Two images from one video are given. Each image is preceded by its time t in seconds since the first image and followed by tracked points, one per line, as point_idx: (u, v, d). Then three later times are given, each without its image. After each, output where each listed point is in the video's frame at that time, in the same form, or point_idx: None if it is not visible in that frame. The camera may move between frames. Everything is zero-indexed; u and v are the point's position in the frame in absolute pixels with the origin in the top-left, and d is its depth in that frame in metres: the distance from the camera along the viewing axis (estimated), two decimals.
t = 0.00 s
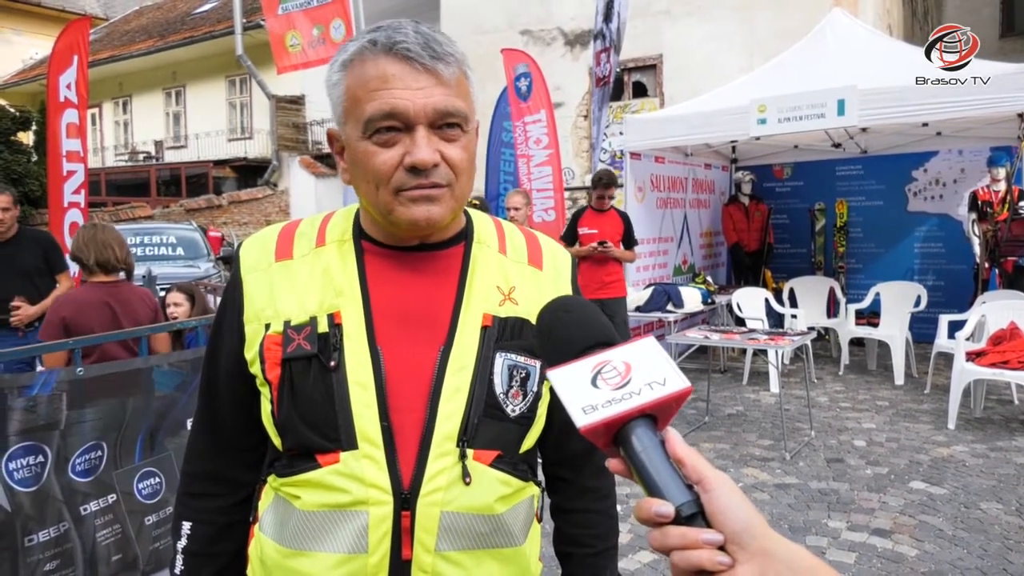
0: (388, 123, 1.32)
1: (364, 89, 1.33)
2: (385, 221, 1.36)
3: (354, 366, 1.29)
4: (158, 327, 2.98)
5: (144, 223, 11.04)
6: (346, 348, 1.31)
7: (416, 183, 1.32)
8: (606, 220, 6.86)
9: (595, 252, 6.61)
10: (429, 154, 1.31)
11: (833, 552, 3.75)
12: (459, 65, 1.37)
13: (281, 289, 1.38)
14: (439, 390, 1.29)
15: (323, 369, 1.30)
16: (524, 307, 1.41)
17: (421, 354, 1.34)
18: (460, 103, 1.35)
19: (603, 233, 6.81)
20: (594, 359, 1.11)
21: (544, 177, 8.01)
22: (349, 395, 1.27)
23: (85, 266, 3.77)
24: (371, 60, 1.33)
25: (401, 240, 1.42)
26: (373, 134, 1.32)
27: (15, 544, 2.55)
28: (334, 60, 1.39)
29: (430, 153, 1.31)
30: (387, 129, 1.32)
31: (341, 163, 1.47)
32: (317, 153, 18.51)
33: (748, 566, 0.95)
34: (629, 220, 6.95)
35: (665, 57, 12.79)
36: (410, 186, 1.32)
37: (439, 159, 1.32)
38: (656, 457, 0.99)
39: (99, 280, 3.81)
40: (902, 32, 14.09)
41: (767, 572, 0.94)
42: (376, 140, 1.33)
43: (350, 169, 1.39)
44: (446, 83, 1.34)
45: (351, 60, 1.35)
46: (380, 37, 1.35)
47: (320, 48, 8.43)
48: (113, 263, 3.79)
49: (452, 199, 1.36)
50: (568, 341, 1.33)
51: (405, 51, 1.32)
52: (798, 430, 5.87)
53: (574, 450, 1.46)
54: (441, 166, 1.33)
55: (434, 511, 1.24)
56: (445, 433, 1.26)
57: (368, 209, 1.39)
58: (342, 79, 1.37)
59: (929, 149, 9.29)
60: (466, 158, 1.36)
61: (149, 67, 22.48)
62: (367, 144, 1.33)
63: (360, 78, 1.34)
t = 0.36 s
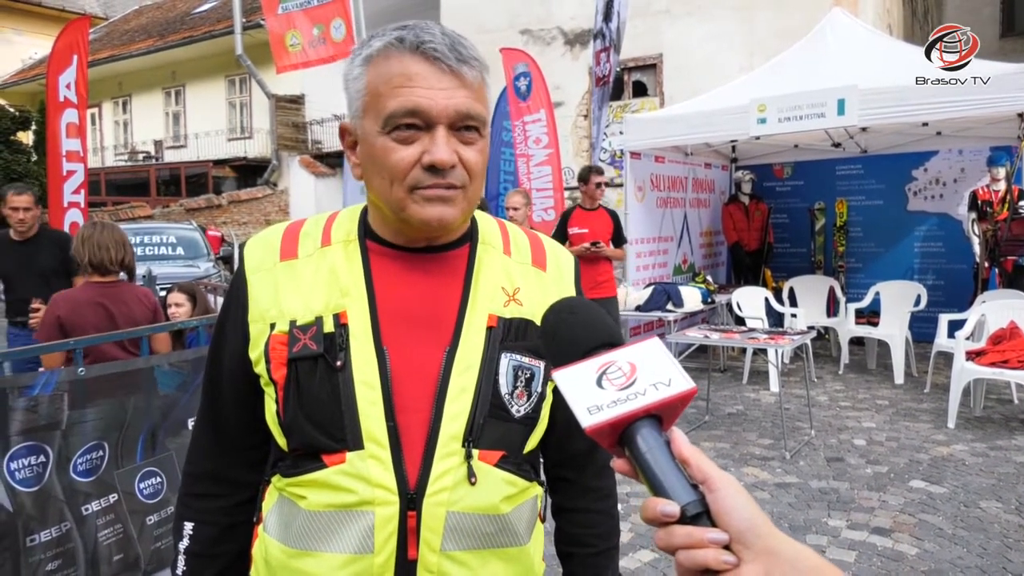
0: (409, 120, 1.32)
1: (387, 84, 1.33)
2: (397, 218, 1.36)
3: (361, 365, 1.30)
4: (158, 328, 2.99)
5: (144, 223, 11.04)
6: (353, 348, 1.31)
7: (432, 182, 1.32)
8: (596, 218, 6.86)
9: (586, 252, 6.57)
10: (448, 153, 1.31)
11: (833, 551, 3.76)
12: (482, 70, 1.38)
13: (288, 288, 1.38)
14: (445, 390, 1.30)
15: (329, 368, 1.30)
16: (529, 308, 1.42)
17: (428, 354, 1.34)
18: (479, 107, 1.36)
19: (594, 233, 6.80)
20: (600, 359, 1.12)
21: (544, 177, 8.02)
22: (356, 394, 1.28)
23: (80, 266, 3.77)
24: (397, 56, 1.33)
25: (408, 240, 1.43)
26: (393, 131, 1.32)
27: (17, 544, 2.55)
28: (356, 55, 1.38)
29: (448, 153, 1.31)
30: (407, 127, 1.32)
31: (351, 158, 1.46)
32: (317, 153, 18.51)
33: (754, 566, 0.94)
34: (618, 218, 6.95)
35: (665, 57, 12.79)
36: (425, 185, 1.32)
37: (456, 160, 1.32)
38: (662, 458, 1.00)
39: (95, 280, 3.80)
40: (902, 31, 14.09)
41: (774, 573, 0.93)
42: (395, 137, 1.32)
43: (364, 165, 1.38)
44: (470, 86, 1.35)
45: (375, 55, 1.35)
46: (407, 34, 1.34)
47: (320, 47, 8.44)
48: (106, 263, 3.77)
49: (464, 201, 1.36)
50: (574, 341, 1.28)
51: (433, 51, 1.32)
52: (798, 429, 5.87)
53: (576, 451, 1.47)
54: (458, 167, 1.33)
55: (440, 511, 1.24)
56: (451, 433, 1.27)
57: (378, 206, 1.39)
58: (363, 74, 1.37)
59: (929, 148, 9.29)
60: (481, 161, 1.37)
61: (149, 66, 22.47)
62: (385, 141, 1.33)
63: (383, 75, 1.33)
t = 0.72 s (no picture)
0: (419, 115, 1.31)
1: (399, 80, 1.33)
2: (402, 213, 1.36)
3: (363, 362, 1.30)
4: (156, 325, 3.00)
5: (142, 221, 11.02)
6: (354, 345, 1.31)
7: (438, 178, 1.32)
8: (589, 216, 6.86)
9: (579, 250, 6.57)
10: (456, 150, 1.31)
11: (831, 548, 3.77)
12: (492, 71, 1.38)
13: (289, 285, 1.38)
14: (446, 387, 1.30)
15: (330, 365, 1.30)
16: (530, 306, 1.42)
17: (429, 351, 1.34)
18: (488, 106, 1.36)
19: (588, 231, 6.80)
20: (603, 357, 1.15)
21: (542, 175, 8.03)
22: (357, 391, 1.28)
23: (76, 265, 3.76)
24: (410, 52, 1.33)
25: (411, 237, 1.42)
26: (402, 126, 1.32)
27: (16, 542, 2.55)
28: (368, 50, 1.38)
29: (455, 151, 1.31)
30: (416, 122, 1.32)
31: (357, 154, 1.46)
32: (315, 151, 18.50)
33: (758, 564, 0.93)
34: (611, 217, 6.95)
35: (663, 55, 12.79)
36: (432, 181, 1.32)
37: (464, 157, 1.32)
38: (664, 454, 1.02)
39: (91, 279, 3.80)
40: (900, 30, 14.08)
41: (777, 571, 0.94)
42: (404, 131, 1.32)
43: (370, 159, 1.38)
44: (482, 85, 1.35)
45: (387, 50, 1.35)
46: (421, 31, 1.34)
47: (318, 45, 8.44)
48: (103, 262, 3.77)
49: (469, 199, 1.36)
50: (576, 340, 1.29)
51: (445, 49, 1.32)
52: (796, 428, 5.88)
53: (575, 450, 1.46)
54: (465, 165, 1.33)
55: (440, 508, 1.24)
56: (452, 430, 1.27)
57: (383, 201, 1.39)
58: (375, 68, 1.36)
59: (927, 146, 9.29)
60: (487, 161, 1.37)
61: (147, 64, 22.41)
62: (394, 135, 1.33)
63: (395, 70, 1.33)
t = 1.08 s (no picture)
0: (419, 118, 1.31)
1: (397, 83, 1.33)
2: (403, 216, 1.35)
3: (363, 364, 1.30)
4: (154, 327, 3.00)
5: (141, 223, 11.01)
6: (354, 347, 1.31)
7: (439, 181, 1.32)
8: (587, 217, 6.86)
9: (578, 251, 6.57)
10: (456, 153, 1.31)
11: (832, 550, 3.77)
12: (491, 73, 1.38)
13: (288, 289, 1.38)
14: (447, 389, 1.30)
15: (330, 368, 1.30)
16: (530, 307, 1.42)
17: (429, 353, 1.34)
18: (486, 108, 1.36)
19: (585, 232, 6.80)
20: (609, 357, 1.16)
21: (541, 176, 8.04)
22: (357, 393, 1.28)
23: (75, 267, 3.76)
24: (408, 56, 1.33)
25: (412, 239, 1.43)
26: (402, 128, 1.32)
27: (14, 544, 2.54)
28: (367, 53, 1.38)
29: (456, 153, 1.31)
30: (416, 125, 1.32)
31: (357, 157, 1.46)
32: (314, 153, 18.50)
33: (764, 565, 0.95)
34: (609, 218, 6.94)
35: (662, 56, 12.79)
36: (432, 183, 1.32)
37: (464, 159, 1.32)
38: (671, 455, 1.03)
39: (90, 281, 3.80)
40: (898, 32, 14.10)
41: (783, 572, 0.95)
42: (404, 134, 1.32)
43: (370, 161, 1.38)
44: (481, 87, 1.35)
45: (386, 53, 1.35)
46: (419, 34, 1.34)
47: (317, 47, 8.44)
48: (104, 265, 3.77)
49: (470, 201, 1.36)
50: (582, 341, 1.30)
51: (445, 51, 1.32)
52: (796, 429, 5.88)
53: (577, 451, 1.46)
54: (465, 167, 1.33)
55: (442, 509, 1.24)
56: (453, 432, 1.27)
57: (383, 203, 1.39)
58: (374, 71, 1.36)
59: (926, 148, 9.30)
60: (487, 162, 1.37)
61: (145, 66, 22.41)
62: (394, 138, 1.33)
63: (393, 74, 1.33)
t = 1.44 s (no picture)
0: (404, 121, 1.31)
1: (378, 89, 1.33)
2: (400, 220, 1.36)
3: (375, 367, 1.29)
4: (156, 330, 3.00)
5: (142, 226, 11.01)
6: (365, 350, 1.30)
7: (432, 183, 1.32)
8: (589, 222, 6.86)
9: (580, 255, 6.58)
10: (446, 153, 1.31)
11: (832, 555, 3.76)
12: (470, 68, 1.38)
13: (290, 294, 1.36)
14: (459, 387, 1.31)
15: (343, 371, 1.29)
16: (531, 303, 1.45)
17: (439, 353, 1.35)
18: (471, 104, 1.36)
19: (587, 236, 6.81)
20: (613, 359, 1.17)
21: (541, 180, 8.04)
22: (373, 395, 1.28)
23: (77, 271, 3.76)
24: (385, 62, 1.33)
25: (411, 241, 1.42)
26: (389, 134, 1.32)
27: (14, 547, 2.54)
28: (345, 63, 1.39)
29: (446, 153, 1.31)
30: (404, 129, 1.32)
31: (349, 167, 1.46)
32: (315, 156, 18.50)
33: (770, 568, 0.96)
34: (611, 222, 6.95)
35: (663, 61, 12.81)
36: (425, 186, 1.32)
37: (454, 158, 1.32)
38: (675, 457, 1.04)
39: (90, 285, 3.80)
40: (898, 37, 14.11)
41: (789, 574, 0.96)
42: (392, 138, 1.32)
43: (363, 168, 1.38)
44: (460, 84, 1.35)
45: (363, 62, 1.35)
46: (393, 39, 1.34)
47: (318, 51, 8.46)
48: (105, 270, 3.79)
49: (466, 197, 1.36)
50: (587, 341, 1.30)
51: (422, 53, 1.32)
52: (796, 434, 5.87)
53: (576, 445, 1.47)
54: (456, 166, 1.33)
55: (462, 506, 1.26)
56: (469, 429, 1.29)
57: (380, 210, 1.39)
58: (354, 81, 1.37)
59: (927, 153, 9.30)
60: (477, 158, 1.37)
61: (147, 70, 22.45)
62: (383, 144, 1.33)
63: (373, 80, 1.33)
